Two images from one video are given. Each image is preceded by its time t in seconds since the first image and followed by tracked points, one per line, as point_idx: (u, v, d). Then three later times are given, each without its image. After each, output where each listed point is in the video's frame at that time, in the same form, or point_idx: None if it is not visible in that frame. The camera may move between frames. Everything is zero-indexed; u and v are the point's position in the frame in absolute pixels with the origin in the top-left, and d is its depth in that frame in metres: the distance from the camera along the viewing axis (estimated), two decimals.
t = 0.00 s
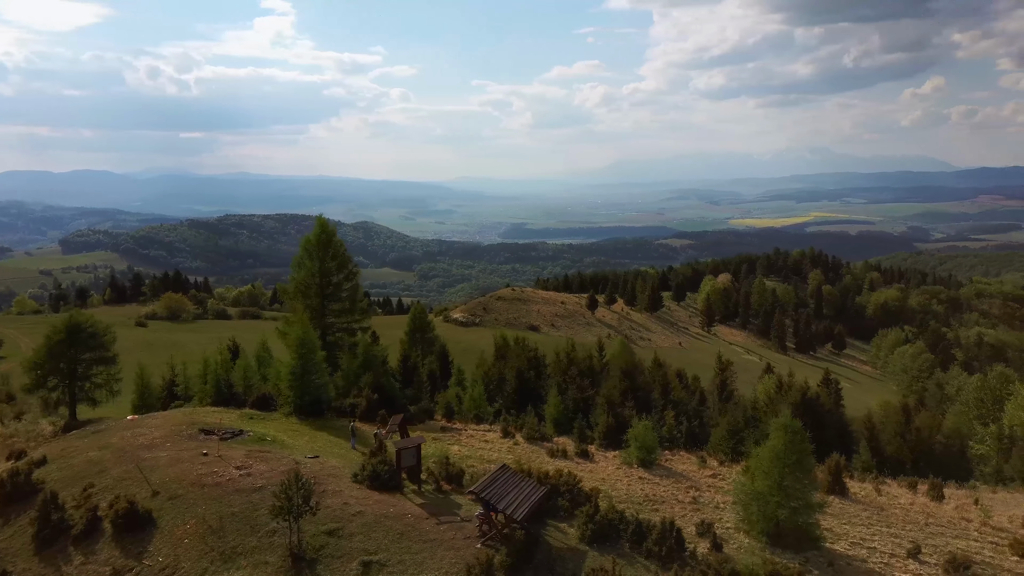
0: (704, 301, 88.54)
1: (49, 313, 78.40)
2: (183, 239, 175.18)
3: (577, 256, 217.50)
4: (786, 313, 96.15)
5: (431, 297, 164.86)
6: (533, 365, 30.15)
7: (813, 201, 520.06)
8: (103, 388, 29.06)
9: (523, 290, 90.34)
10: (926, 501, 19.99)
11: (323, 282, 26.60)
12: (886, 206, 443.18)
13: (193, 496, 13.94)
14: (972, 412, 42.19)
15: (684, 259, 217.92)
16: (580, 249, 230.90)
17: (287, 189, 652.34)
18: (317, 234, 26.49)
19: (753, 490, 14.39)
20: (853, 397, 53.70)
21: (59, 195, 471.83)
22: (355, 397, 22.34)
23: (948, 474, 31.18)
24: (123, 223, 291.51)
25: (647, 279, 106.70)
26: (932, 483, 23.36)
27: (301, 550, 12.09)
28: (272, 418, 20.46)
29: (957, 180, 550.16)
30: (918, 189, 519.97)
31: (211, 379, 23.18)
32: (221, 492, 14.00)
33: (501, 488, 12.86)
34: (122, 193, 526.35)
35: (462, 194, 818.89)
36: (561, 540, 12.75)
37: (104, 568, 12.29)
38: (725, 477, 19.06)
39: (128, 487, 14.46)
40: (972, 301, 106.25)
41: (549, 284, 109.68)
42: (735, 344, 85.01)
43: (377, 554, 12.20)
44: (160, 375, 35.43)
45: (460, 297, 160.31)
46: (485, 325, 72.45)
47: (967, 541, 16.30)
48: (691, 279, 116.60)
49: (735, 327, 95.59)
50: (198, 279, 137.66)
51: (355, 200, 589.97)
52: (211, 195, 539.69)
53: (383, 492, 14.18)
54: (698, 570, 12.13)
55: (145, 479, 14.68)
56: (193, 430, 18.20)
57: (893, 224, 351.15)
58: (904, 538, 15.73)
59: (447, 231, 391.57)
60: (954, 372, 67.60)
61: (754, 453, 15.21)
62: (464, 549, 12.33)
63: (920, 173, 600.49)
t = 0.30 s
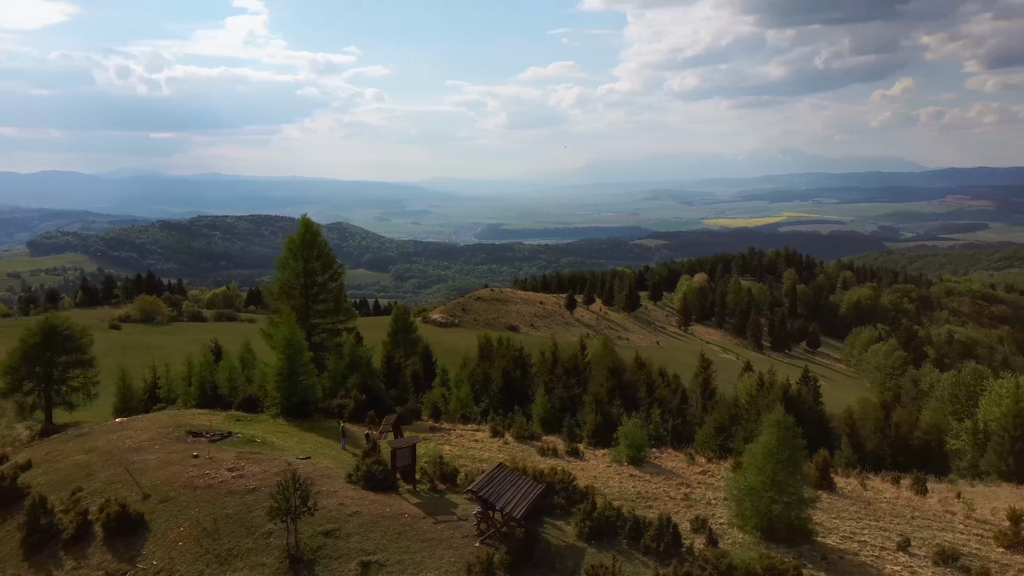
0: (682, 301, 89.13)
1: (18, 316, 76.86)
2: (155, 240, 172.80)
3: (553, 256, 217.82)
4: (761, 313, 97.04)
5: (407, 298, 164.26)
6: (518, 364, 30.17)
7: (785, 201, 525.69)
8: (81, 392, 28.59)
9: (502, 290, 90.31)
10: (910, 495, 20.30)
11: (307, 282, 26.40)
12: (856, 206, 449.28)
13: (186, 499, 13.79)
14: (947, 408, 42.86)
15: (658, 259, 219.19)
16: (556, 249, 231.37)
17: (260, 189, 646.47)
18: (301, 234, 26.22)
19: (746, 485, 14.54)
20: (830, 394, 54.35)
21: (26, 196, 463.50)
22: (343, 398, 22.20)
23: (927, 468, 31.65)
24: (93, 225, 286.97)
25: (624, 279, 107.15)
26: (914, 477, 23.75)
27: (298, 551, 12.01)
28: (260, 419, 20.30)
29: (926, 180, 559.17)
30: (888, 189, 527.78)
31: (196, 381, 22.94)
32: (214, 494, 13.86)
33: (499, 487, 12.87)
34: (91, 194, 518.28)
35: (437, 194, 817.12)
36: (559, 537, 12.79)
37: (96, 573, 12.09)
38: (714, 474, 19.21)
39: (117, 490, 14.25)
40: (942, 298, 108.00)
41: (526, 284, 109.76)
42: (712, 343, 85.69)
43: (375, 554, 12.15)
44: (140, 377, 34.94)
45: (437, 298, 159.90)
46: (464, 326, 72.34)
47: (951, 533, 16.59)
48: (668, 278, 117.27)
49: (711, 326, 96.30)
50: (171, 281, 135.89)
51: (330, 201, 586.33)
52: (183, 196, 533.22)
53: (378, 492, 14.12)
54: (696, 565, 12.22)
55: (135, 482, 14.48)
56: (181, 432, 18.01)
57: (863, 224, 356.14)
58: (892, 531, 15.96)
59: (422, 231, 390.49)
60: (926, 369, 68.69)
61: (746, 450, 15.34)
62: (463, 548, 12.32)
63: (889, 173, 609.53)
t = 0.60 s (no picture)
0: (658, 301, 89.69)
1: None
2: (124, 242, 170.25)
3: (528, 256, 217.94)
4: (736, 311, 97.89)
5: (382, 299, 163.50)
6: (502, 363, 30.15)
7: (757, 202, 530.99)
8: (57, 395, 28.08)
9: (479, 291, 90.27)
10: (893, 489, 20.64)
11: (291, 282, 26.18)
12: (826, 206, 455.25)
13: (178, 501, 13.62)
14: (922, 403, 43.52)
15: (632, 260, 220.28)
16: (531, 250, 231.63)
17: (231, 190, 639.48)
18: (284, 235, 25.96)
19: (738, 481, 14.68)
20: (806, 391, 55.07)
21: None
22: (329, 399, 22.13)
23: (903, 464, 32.16)
24: (59, 227, 282.16)
25: (600, 279, 107.55)
26: (895, 471, 24.15)
27: (296, 552, 11.90)
28: (246, 421, 20.09)
29: (894, 181, 568.06)
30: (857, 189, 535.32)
31: (180, 382, 22.67)
32: (207, 496, 13.72)
33: (496, 484, 12.88)
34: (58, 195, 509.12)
35: (411, 194, 814.31)
36: (557, 535, 12.82)
37: None
38: (702, 470, 19.37)
39: (106, 493, 14.03)
40: (912, 296, 109.84)
41: (503, 284, 109.77)
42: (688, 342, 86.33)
43: (373, 553, 12.09)
44: (119, 379, 34.49)
45: (412, 298, 159.33)
46: (443, 326, 72.24)
47: (937, 524, 16.89)
48: (643, 278, 117.87)
49: (687, 325, 96.98)
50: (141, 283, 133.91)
51: (302, 202, 581.66)
52: (152, 196, 525.88)
53: (373, 492, 14.06)
54: (693, 561, 12.32)
55: (124, 485, 14.25)
56: (167, 433, 17.77)
57: (833, 223, 360.94)
58: (881, 524, 16.19)
59: (396, 232, 388.77)
60: (898, 366, 69.83)
61: (739, 445, 15.47)
62: (461, 547, 12.31)
63: (858, 175, 618.48)
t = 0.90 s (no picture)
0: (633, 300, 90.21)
1: None
2: (91, 244, 167.45)
3: (501, 257, 218.02)
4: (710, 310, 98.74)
5: (355, 300, 162.51)
6: (485, 363, 30.12)
7: (727, 202, 535.94)
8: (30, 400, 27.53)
9: (456, 291, 90.16)
10: (876, 483, 20.96)
11: (272, 282, 25.96)
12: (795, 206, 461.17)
13: (170, 503, 13.44)
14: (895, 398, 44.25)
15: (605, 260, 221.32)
16: (504, 250, 231.70)
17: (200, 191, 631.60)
18: (266, 234, 25.71)
19: (730, 476, 14.86)
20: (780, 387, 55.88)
21: None
22: (315, 400, 21.99)
23: (880, 458, 32.69)
24: (23, 229, 276.46)
25: (575, 279, 107.92)
26: (875, 465, 24.58)
27: (293, 554, 11.80)
28: (231, 422, 19.88)
29: (861, 181, 576.75)
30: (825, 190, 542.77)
31: (162, 384, 22.38)
32: (199, 498, 13.55)
33: (493, 483, 12.87)
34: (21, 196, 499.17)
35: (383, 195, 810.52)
36: (553, 532, 12.87)
37: None
38: (690, 467, 19.52)
39: (95, 496, 13.78)
40: (881, 295, 111.74)
41: (478, 285, 109.71)
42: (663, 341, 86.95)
43: (371, 553, 12.02)
44: (98, 381, 34.01)
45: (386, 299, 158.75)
46: (419, 327, 72.01)
47: (922, 516, 17.18)
48: (618, 277, 118.44)
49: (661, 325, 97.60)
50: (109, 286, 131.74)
51: (273, 203, 576.28)
52: (119, 197, 517.67)
53: (367, 492, 14.00)
54: (690, 555, 12.43)
55: (113, 488, 14.03)
56: (153, 436, 17.52)
57: (802, 223, 365.76)
58: (868, 517, 16.45)
59: (368, 233, 386.75)
60: (868, 363, 70.97)
61: (729, 440, 15.63)
62: (458, 545, 12.30)
63: (826, 175, 627.21)
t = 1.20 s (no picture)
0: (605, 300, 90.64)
1: None
2: (53, 246, 164.04)
3: (472, 258, 217.71)
4: (680, 309, 99.55)
5: (323, 302, 161.12)
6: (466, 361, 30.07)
7: (695, 202, 540.80)
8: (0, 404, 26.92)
9: (429, 292, 89.89)
10: (855, 476, 21.35)
11: (251, 283, 25.67)
12: (761, 207, 466.45)
13: (158, 506, 13.24)
14: (866, 393, 45.01)
15: (575, 260, 222.07)
16: (475, 251, 231.46)
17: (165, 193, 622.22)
18: (244, 234, 25.38)
19: (717, 471, 15.05)
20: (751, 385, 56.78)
21: None
22: (298, 401, 21.83)
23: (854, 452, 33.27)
24: None
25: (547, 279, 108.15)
26: (852, 459, 25.05)
27: (286, 555, 11.71)
28: (212, 425, 19.63)
29: (826, 181, 585.70)
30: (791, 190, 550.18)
31: (141, 386, 22.04)
32: (186, 501, 13.37)
33: (487, 480, 12.88)
34: None
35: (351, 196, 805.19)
36: (546, 529, 12.93)
37: None
38: (674, 463, 19.70)
39: (79, 501, 13.51)
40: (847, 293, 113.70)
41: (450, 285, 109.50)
42: (634, 340, 87.46)
43: (366, 554, 11.95)
44: (70, 384, 33.35)
45: (356, 301, 157.75)
46: (392, 327, 71.62)
47: (903, 509, 17.51)
48: (589, 277, 118.86)
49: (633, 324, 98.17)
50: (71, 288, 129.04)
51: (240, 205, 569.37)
52: (81, 199, 507.69)
53: (358, 492, 13.93)
54: (682, 549, 12.53)
55: (97, 493, 13.78)
56: (135, 439, 17.27)
57: (768, 223, 370.15)
58: (852, 510, 16.71)
59: (337, 234, 384.08)
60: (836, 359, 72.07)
61: (717, 436, 15.81)
62: (454, 544, 12.28)
63: (792, 176, 636.05)
